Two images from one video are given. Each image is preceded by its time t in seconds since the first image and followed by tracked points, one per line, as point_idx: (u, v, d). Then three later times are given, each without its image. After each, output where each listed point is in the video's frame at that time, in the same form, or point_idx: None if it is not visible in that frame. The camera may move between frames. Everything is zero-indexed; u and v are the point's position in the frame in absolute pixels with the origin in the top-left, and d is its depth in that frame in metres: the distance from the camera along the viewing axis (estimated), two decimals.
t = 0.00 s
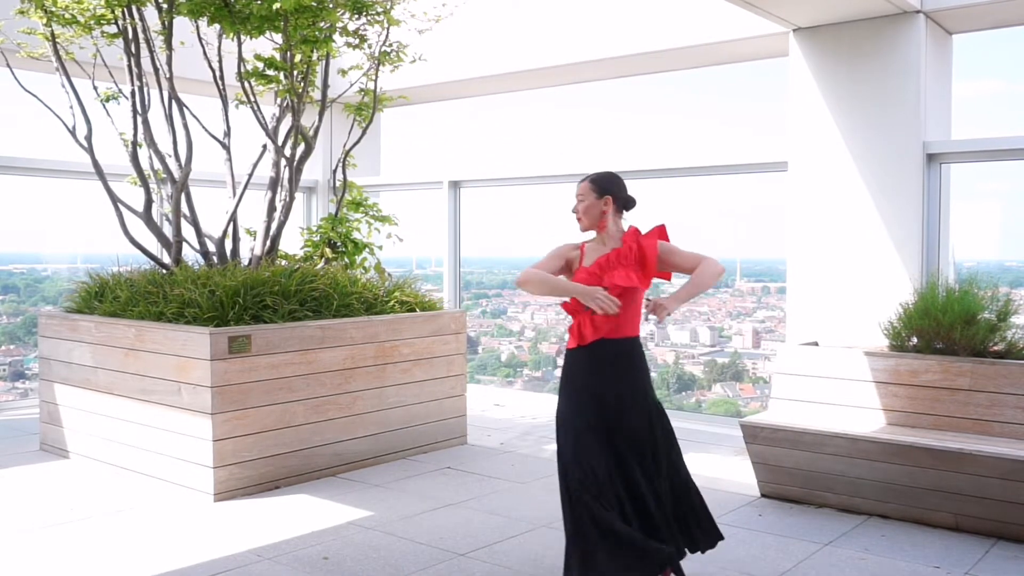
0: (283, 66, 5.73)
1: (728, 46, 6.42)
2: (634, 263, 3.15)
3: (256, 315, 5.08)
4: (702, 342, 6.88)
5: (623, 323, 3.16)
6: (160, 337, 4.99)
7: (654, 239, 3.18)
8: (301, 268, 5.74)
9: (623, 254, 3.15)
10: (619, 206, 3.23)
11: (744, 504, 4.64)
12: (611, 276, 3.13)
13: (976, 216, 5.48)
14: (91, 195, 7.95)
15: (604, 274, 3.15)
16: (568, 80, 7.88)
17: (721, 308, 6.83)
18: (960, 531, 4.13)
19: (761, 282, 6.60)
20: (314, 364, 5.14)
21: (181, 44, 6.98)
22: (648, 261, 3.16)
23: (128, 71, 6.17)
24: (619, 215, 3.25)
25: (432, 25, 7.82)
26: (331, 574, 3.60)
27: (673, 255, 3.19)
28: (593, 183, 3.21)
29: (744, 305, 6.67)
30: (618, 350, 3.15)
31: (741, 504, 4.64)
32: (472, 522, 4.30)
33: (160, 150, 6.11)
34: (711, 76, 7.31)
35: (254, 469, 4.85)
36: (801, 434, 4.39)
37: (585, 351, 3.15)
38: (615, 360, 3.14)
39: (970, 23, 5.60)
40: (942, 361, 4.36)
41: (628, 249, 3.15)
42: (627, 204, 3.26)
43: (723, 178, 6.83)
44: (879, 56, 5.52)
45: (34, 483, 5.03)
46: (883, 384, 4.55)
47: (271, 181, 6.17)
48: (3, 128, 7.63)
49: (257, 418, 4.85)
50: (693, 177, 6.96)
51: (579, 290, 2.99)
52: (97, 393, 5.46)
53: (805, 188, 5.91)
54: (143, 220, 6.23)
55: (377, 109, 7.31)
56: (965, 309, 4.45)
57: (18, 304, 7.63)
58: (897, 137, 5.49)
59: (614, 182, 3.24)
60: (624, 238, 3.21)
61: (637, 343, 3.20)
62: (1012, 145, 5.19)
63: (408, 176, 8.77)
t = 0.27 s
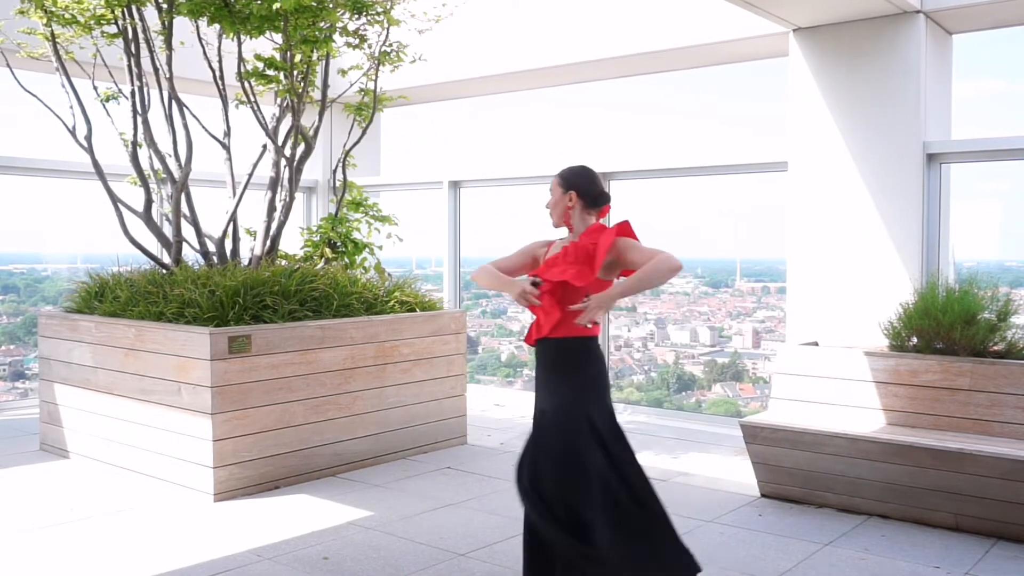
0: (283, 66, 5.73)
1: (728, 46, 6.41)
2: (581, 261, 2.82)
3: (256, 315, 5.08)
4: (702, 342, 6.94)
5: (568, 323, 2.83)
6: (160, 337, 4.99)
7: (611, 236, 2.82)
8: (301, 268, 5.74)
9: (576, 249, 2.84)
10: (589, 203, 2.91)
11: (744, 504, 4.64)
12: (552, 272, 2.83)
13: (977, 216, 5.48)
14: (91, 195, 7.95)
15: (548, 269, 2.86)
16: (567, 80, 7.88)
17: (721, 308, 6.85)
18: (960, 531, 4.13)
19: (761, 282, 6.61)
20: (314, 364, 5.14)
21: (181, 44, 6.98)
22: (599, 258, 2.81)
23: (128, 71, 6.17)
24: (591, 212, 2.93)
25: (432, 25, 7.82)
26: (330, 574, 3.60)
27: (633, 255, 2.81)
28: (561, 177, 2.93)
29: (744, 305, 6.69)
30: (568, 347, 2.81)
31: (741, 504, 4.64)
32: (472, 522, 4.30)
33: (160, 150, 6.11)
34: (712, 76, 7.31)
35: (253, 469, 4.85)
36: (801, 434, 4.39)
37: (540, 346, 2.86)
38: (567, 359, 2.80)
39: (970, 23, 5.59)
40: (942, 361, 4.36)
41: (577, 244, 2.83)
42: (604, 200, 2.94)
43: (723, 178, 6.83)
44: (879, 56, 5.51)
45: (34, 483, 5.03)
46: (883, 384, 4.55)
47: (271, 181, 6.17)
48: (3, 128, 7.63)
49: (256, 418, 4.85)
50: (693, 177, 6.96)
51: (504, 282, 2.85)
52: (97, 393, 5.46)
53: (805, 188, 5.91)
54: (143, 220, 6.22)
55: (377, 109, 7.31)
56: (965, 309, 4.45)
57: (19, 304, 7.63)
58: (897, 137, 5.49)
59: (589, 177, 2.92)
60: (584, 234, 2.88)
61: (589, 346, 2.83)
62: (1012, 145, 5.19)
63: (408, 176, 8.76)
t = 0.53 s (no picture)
0: (283, 66, 5.73)
1: (728, 46, 6.42)
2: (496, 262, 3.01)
3: (256, 315, 5.08)
4: (702, 342, 6.94)
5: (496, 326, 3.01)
6: (160, 337, 4.99)
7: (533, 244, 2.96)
8: (301, 268, 5.74)
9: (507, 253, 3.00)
10: (522, 204, 3.02)
11: (744, 504, 4.64)
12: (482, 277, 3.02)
13: (977, 216, 5.47)
14: (91, 195, 7.95)
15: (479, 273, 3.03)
16: (567, 80, 7.88)
17: (721, 308, 6.85)
18: (960, 531, 4.13)
19: (761, 282, 6.61)
20: (314, 364, 5.14)
21: (181, 44, 6.98)
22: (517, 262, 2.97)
23: (128, 71, 6.17)
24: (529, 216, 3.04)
25: (432, 25, 7.82)
26: (330, 574, 3.60)
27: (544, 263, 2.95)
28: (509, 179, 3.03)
29: (744, 305, 6.69)
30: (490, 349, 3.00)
31: (741, 504, 4.64)
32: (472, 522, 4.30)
33: (160, 150, 6.11)
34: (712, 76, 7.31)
35: (253, 469, 4.85)
36: (801, 434, 4.39)
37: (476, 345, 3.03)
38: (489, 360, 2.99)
39: (970, 24, 5.60)
40: (942, 361, 4.37)
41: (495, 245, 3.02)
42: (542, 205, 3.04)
43: (723, 178, 6.83)
44: (879, 56, 5.52)
45: (34, 483, 5.03)
46: (883, 384, 4.55)
47: (271, 181, 6.17)
48: (4, 128, 7.63)
49: (257, 418, 4.85)
50: (693, 177, 6.96)
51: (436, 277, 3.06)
52: (97, 393, 5.46)
53: (805, 188, 5.91)
54: (143, 220, 6.22)
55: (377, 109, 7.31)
56: (965, 309, 4.45)
57: (19, 304, 7.63)
58: (897, 137, 5.49)
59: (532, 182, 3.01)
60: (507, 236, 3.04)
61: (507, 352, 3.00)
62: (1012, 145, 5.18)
63: (408, 176, 8.76)
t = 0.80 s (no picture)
0: (283, 66, 5.73)
1: (728, 46, 6.42)
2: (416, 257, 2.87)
3: (257, 315, 5.08)
4: (702, 342, 6.94)
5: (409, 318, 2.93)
6: (160, 337, 4.99)
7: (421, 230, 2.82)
8: (302, 268, 5.74)
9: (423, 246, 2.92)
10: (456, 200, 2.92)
11: (744, 504, 4.64)
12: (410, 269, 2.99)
13: (977, 216, 5.47)
14: (91, 196, 7.95)
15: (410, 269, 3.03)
16: (567, 80, 7.88)
17: (721, 308, 6.85)
18: (960, 531, 4.13)
19: (761, 282, 6.61)
20: (314, 364, 5.14)
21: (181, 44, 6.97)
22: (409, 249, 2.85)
23: (128, 71, 6.17)
24: (454, 210, 2.94)
25: (432, 25, 7.82)
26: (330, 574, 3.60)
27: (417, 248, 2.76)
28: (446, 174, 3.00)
29: (744, 305, 6.69)
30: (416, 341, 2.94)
31: (741, 504, 4.64)
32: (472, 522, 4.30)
33: (160, 150, 6.11)
34: (711, 76, 7.31)
35: (253, 469, 4.85)
36: (801, 434, 4.39)
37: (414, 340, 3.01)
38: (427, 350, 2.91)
39: (970, 23, 5.60)
40: (942, 361, 4.37)
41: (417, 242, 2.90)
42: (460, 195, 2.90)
43: (723, 178, 6.83)
44: (879, 56, 5.52)
45: (34, 483, 5.03)
46: (883, 384, 4.55)
47: (271, 181, 6.17)
48: (4, 128, 7.63)
49: (257, 418, 4.85)
50: (693, 177, 6.96)
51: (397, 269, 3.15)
52: (97, 393, 5.46)
53: (805, 188, 5.91)
54: (143, 220, 6.22)
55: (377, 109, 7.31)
56: (965, 309, 4.45)
57: (18, 304, 7.63)
58: (897, 137, 5.49)
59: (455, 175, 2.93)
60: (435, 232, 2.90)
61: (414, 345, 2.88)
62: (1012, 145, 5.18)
63: (408, 176, 8.76)
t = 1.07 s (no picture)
0: (283, 66, 5.73)
1: (728, 46, 6.41)
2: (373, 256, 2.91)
3: (256, 315, 5.08)
4: (702, 342, 6.94)
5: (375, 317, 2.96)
6: (160, 337, 4.99)
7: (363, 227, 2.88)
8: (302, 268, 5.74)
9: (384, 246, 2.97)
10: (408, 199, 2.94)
11: (744, 504, 4.64)
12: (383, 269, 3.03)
13: (977, 216, 5.47)
14: (91, 195, 7.95)
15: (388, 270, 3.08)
16: (567, 80, 7.88)
17: (721, 308, 6.85)
18: (960, 531, 4.13)
19: (761, 282, 6.61)
20: (314, 364, 5.14)
21: (181, 44, 6.97)
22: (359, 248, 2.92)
23: (128, 71, 6.17)
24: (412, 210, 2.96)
25: (432, 25, 7.82)
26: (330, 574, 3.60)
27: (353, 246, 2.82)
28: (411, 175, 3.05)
29: (744, 305, 6.69)
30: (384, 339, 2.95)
31: (741, 504, 4.64)
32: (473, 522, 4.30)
33: (160, 150, 6.11)
34: (711, 76, 7.31)
35: (253, 469, 4.85)
36: (801, 434, 4.39)
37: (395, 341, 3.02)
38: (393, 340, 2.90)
39: (970, 23, 5.59)
40: (942, 361, 4.37)
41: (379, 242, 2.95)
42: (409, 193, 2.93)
43: (723, 178, 6.83)
44: (879, 56, 5.51)
45: (34, 483, 5.03)
46: (883, 384, 4.55)
47: (271, 181, 6.17)
48: (4, 128, 7.63)
49: (257, 418, 4.85)
50: (693, 177, 6.96)
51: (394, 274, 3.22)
52: (97, 393, 5.46)
53: (805, 188, 5.91)
54: (142, 220, 6.22)
55: (377, 109, 7.31)
56: (965, 309, 4.45)
57: (19, 304, 7.63)
58: (898, 136, 5.49)
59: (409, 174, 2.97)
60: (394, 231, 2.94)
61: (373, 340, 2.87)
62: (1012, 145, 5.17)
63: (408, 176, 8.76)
